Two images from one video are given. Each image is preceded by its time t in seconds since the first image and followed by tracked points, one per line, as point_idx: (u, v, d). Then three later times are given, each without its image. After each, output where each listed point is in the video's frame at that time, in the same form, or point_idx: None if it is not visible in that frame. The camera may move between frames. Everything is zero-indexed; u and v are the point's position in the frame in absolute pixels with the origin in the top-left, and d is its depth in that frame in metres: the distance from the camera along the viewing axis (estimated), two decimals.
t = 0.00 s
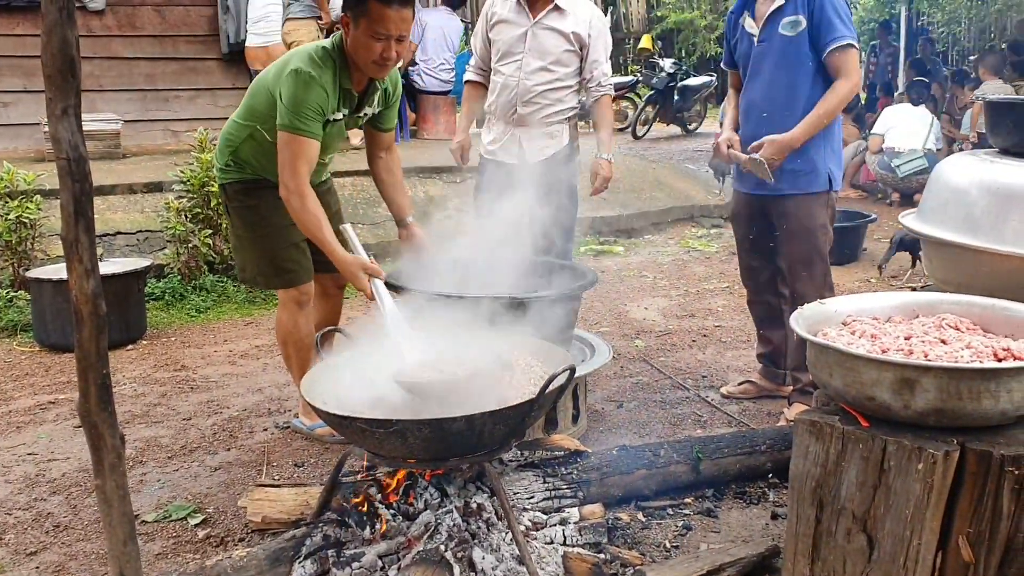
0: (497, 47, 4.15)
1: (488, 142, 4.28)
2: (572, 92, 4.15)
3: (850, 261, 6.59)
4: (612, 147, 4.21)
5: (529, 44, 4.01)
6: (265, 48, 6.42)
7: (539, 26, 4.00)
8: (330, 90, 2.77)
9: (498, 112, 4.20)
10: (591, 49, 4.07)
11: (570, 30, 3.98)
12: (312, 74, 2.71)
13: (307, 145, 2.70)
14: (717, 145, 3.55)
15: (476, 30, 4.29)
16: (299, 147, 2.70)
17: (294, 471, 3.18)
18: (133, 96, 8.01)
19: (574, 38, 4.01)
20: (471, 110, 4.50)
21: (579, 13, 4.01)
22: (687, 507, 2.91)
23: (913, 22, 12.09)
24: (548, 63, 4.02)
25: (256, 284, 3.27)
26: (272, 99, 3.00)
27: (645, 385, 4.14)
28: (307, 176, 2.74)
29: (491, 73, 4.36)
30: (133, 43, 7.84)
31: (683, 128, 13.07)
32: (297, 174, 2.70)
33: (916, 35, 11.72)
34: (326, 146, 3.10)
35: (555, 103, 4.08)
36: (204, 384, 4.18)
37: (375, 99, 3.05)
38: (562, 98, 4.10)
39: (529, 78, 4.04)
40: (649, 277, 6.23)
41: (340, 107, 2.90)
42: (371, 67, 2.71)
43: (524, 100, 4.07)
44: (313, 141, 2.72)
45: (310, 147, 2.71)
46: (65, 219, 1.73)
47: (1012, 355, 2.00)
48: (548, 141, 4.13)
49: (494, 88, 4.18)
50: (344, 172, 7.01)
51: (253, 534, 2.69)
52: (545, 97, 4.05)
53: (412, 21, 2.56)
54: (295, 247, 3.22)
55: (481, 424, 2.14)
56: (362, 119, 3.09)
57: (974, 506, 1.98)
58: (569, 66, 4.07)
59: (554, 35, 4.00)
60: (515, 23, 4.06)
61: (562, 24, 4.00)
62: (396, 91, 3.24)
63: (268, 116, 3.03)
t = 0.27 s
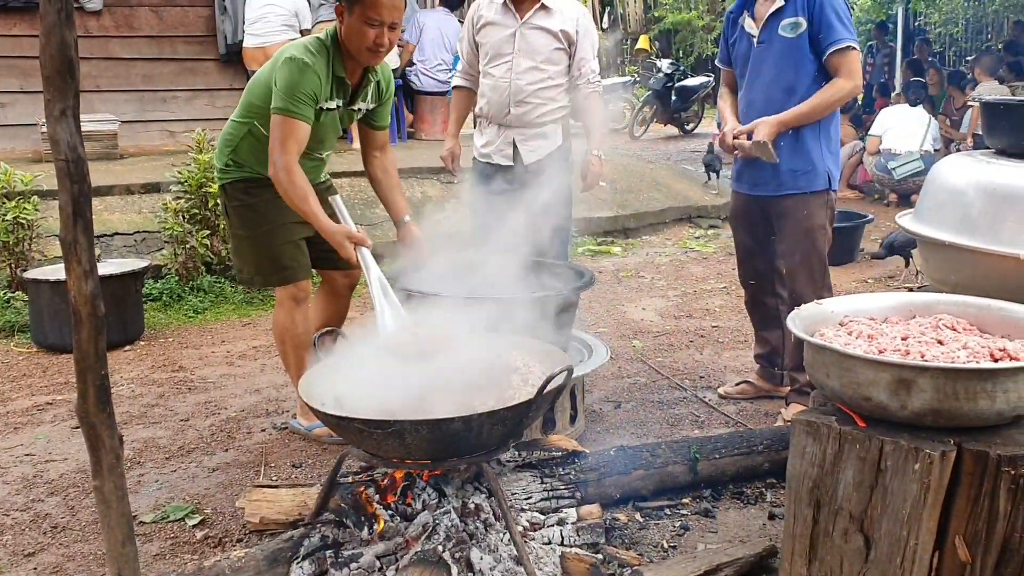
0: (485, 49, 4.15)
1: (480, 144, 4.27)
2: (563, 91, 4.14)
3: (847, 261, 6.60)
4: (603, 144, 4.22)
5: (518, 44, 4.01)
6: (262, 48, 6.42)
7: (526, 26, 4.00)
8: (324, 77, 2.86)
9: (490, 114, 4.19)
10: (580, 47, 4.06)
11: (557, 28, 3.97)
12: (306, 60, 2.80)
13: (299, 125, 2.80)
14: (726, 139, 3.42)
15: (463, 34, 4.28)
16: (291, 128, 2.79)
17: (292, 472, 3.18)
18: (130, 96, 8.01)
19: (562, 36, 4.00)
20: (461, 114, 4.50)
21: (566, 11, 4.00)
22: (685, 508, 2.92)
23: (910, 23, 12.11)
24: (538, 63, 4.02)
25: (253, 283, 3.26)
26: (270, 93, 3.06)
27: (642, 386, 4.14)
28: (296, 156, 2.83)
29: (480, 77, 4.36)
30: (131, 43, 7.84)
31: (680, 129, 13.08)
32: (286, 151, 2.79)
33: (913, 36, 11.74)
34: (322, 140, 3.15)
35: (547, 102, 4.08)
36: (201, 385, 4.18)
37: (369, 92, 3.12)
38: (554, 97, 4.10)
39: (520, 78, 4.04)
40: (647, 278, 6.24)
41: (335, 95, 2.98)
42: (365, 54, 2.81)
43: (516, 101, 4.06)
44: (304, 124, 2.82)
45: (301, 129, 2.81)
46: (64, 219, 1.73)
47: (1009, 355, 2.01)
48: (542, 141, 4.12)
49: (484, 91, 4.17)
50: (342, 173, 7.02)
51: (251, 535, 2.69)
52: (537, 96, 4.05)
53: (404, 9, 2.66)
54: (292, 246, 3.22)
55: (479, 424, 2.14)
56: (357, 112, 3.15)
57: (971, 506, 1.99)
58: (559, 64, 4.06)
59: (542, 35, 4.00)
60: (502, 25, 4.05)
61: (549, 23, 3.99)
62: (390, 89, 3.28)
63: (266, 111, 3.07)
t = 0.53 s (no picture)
0: (467, 52, 4.13)
1: (466, 147, 4.26)
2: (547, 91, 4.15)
3: (843, 263, 6.62)
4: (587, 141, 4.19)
5: (501, 45, 4.00)
6: (259, 49, 6.41)
7: (508, 27, 3.99)
8: (316, 63, 2.87)
9: (474, 116, 4.18)
10: (562, 46, 4.06)
11: (539, 27, 3.97)
12: (299, 44, 2.81)
13: (285, 104, 2.80)
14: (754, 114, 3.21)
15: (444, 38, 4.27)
16: (277, 106, 2.80)
17: (289, 473, 3.18)
18: (127, 97, 8.00)
19: (544, 35, 4.01)
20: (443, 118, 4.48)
21: (547, 11, 4.01)
22: (681, 509, 2.92)
23: (906, 25, 12.14)
24: (521, 63, 4.02)
25: (250, 282, 3.26)
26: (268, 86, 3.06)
27: (639, 387, 4.15)
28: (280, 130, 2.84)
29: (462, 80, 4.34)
30: (127, 44, 7.83)
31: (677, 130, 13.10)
32: (271, 126, 2.80)
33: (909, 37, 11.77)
34: (320, 134, 3.14)
35: (532, 102, 4.08)
36: (198, 387, 4.17)
37: (363, 84, 3.13)
38: (538, 97, 4.09)
39: (503, 79, 4.03)
40: (644, 279, 6.25)
41: (328, 84, 2.99)
42: (359, 41, 2.83)
43: (501, 102, 4.06)
44: (291, 105, 2.83)
45: (287, 108, 2.81)
46: (61, 221, 1.73)
47: (1004, 356, 2.02)
48: (529, 142, 4.12)
49: (468, 93, 4.16)
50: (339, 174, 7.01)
51: (248, 536, 2.69)
52: (522, 97, 4.05)
53: None
54: (290, 246, 3.22)
55: (476, 425, 2.14)
56: (352, 105, 3.15)
57: (967, 507, 1.99)
58: (542, 64, 4.06)
59: (524, 35, 4.00)
60: (483, 26, 4.04)
61: (531, 22, 3.99)
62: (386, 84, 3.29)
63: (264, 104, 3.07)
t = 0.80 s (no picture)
0: (446, 53, 4.11)
1: (449, 148, 4.25)
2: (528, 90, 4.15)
3: (838, 264, 6.62)
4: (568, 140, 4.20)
5: (480, 45, 3.99)
6: (254, 50, 6.40)
7: (488, 27, 3.98)
8: (312, 67, 2.86)
9: (456, 117, 4.18)
10: (542, 45, 4.06)
11: (519, 27, 3.97)
12: (295, 48, 2.80)
13: (278, 110, 2.79)
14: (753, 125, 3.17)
15: (423, 39, 4.25)
16: (271, 113, 2.78)
17: (284, 475, 3.17)
18: (121, 98, 7.98)
19: (524, 34, 4.00)
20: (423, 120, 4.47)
21: (526, 10, 4.01)
22: (676, 510, 2.92)
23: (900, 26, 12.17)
24: (501, 62, 4.01)
25: (244, 283, 3.25)
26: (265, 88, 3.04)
27: (634, 388, 4.15)
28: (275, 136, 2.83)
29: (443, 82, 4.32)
30: (121, 44, 7.80)
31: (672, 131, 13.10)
32: (265, 132, 2.79)
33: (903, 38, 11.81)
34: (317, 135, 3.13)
35: (513, 101, 4.08)
36: (192, 388, 4.16)
37: (360, 85, 3.13)
38: (520, 96, 4.10)
39: (484, 80, 4.03)
40: (639, 279, 6.25)
41: (325, 86, 2.98)
42: (361, 46, 2.84)
43: (482, 102, 4.05)
44: (286, 112, 2.82)
45: (281, 114, 2.80)
46: (53, 223, 1.72)
47: (998, 357, 2.02)
48: (513, 142, 4.12)
49: (449, 94, 4.15)
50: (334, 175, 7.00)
51: (242, 538, 2.68)
52: (503, 96, 4.05)
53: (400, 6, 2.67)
54: (286, 248, 3.21)
55: (471, 426, 2.14)
56: (349, 107, 3.15)
57: (962, 508, 1.99)
58: (522, 63, 4.06)
59: (503, 34, 3.99)
60: (462, 27, 4.03)
61: (510, 22, 3.99)
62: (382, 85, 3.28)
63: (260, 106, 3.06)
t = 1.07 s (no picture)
0: (432, 56, 4.12)
1: (436, 151, 4.24)
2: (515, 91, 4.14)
3: (833, 265, 6.64)
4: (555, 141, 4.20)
5: (465, 47, 4.00)
6: (249, 51, 6.40)
7: (472, 29, 3.99)
8: (310, 72, 2.85)
9: (443, 120, 4.17)
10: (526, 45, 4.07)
11: (502, 27, 3.97)
12: (292, 53, 2.79)
13: (280, 121, 2.81)
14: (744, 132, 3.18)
15: (410, 43, 4.26)
16: (271, 123, 2.80)
17: (278, 476, 3.17)
18: (116, 98, 7.97)
19: (507, 34, 4.00)
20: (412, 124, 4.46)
21: (510, 11, 4.01)
22: (671, 510, 2.92)
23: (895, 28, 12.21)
24: (486, 63, 4.01)
25: (240, 284, 3.25)
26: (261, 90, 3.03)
27: (629, 389, 4.15)
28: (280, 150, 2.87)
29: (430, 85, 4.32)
30: (116, 45, 7.79)
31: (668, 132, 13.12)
32: (269, 147, 2.83)
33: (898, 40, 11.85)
34: (314, 136, 3.13)
35: (499, 102, 4.07)
36: (187, 389, 4.15)
37: (358, 88, 3.13)
38: (506, 97, 4.09)
39: (469, 81, 4.03)
40: (635, 280, 6.26)
41: (324, 90, 2.97)
42: (357, 50, 2.84)
43: (468, 103, 4.05)
44: (286, 121, 2.83)
45: (282, 125, 2.82)
46: (46, 224, 1.72)
47: (992, 357, 2.03)
48: (500, 143, 4.11)
49: (436, 97, 4.15)
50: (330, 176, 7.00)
51: (237, 539, 2.67)
52: (489, 97, 4.04)
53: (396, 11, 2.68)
54: (282, 249, 3.21)
55: (465, 427, 2.14)
56: (347, 109, 3.15)
57: (955, 509, 2.00)
58: (507, 64, 4.05)
59: (488, 35, 3.99)
60: (447, 29, 4.03)
61: (494, 22, 3.99)
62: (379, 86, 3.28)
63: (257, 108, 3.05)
